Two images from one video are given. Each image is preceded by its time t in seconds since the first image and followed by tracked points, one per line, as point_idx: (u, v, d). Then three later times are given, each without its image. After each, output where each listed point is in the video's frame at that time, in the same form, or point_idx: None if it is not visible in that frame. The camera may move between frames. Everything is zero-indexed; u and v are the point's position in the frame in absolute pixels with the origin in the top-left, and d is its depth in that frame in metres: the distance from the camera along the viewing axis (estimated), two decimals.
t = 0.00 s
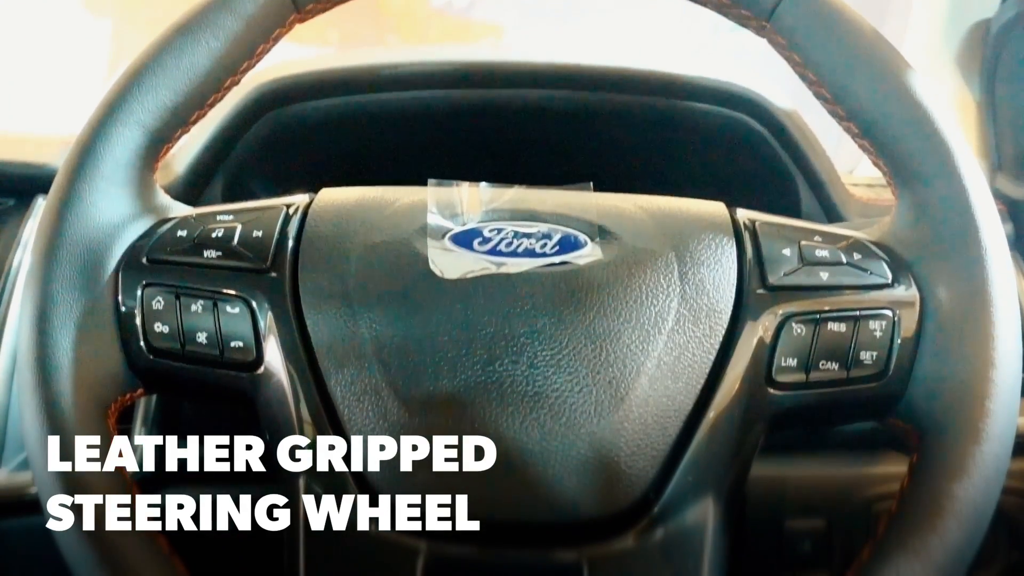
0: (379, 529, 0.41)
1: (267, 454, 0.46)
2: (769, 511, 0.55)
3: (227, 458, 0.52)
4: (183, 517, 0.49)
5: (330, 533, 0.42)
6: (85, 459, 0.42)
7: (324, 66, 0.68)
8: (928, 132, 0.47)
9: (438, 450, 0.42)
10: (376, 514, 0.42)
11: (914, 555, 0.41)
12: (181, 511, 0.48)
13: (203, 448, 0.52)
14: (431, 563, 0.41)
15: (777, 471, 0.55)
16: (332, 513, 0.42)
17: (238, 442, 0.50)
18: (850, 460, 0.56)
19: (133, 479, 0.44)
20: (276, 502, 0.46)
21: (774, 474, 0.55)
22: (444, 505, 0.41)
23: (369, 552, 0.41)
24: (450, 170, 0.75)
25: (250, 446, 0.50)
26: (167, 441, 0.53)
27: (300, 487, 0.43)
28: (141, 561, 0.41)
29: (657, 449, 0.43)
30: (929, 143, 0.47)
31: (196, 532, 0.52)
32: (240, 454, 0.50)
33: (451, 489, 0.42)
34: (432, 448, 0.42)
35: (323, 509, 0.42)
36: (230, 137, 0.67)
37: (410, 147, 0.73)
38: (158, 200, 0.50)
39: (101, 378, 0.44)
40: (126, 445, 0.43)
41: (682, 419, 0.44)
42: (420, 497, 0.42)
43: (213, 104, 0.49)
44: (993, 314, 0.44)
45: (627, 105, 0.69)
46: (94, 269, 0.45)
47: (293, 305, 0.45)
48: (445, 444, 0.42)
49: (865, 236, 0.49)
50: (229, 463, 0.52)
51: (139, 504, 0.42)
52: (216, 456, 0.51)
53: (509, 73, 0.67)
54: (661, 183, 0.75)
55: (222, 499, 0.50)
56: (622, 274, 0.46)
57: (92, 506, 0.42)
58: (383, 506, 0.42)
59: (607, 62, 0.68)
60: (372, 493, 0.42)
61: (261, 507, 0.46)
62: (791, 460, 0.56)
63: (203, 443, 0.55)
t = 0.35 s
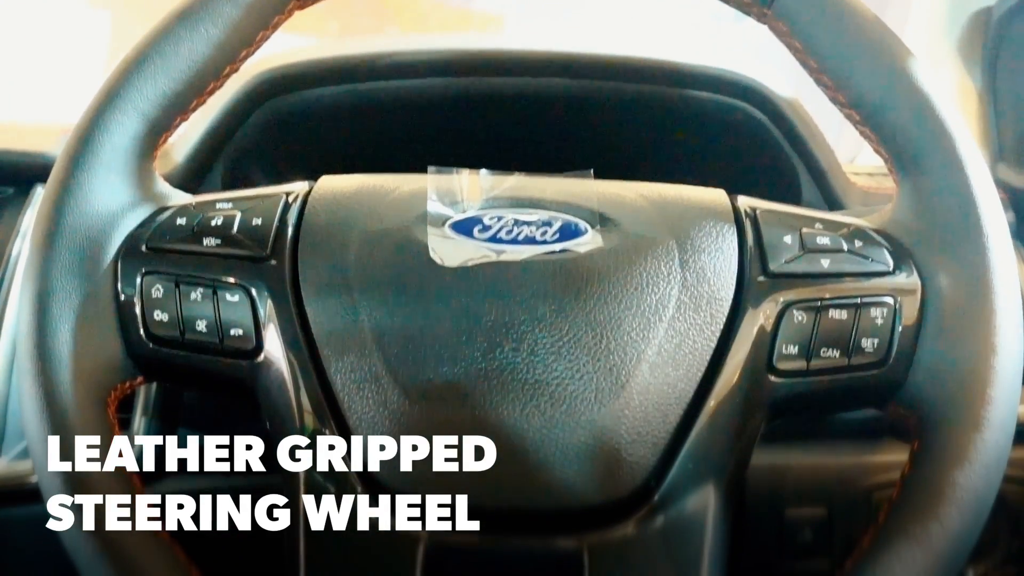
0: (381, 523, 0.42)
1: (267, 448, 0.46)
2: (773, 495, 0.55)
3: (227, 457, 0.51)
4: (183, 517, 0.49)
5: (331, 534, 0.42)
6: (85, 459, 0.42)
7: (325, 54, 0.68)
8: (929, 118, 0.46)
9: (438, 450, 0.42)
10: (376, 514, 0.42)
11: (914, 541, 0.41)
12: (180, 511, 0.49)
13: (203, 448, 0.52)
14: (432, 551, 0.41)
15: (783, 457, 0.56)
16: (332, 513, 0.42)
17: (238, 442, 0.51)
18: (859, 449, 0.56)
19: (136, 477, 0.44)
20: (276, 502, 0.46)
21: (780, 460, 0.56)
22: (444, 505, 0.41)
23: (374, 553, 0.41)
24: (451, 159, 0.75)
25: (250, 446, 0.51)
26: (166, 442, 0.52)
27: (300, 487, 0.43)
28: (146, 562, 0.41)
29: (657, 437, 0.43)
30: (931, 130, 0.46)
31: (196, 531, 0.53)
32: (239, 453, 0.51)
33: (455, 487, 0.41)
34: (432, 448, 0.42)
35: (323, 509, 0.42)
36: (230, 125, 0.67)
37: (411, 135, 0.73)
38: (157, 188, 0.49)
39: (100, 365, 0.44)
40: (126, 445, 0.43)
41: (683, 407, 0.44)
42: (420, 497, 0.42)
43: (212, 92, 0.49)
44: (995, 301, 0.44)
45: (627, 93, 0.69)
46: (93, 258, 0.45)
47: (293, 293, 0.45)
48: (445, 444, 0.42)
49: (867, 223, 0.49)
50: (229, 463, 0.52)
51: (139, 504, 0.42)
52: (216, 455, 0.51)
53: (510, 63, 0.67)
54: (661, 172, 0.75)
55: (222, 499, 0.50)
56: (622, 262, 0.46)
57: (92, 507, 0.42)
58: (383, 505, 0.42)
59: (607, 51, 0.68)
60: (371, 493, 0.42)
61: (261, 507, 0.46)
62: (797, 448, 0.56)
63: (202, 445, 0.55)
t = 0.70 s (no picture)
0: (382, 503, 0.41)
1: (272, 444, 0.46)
2: (775, 478, 0.57)
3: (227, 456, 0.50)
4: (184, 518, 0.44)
5: (331, 533, 0.42)
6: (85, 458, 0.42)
7: (325, 35, 0.68)
8: (933, 96, 0.46)
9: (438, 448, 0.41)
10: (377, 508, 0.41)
11: (917, 521, 0.41)
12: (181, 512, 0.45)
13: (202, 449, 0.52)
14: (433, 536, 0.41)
15: (784, 440, 0.57)
16: (332, 513, 0.42)
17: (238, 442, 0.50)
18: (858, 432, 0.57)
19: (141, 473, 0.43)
20: (276, 502, 0.46)
21: (782, 443, 0.57)
22: (444, 503, 0.41)
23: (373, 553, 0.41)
24: (452, 139, 0.75)
25: (251, 446, 0.50)
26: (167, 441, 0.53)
27: (300, 487, 0.43)
28: (148, 554, 0.41)
29: (660, 416, 0.43)
30: (935, 108, 0.46)
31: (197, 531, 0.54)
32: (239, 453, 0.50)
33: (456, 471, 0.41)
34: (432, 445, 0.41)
35: (323, 509, 0.42)
36: (228, 105, 0.67)
37: (412, 115, 0.73)
38: (156, 168, 0.49)
39: (102, 344, 0.45)
40: (126, 445, 0.43)
41: (685, 387, 0.43)
42: (420, 497, 0.41)
43: (212, 71, 0.48)
44: (999, 281, 0.44)
45: (628, 74, 0.69)
46: (94, 238, 0.45)
47: (294, 273, 0.45)
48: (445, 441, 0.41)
49: (871, 203, 0.49)
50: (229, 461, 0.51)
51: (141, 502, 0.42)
52: (216, 455, 0.50)
53: (511, 43, 0.67)
54: (662, 154, 0.75)
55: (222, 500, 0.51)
56: (624, 241, 0.46)
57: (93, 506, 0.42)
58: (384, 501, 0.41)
59: (608, 31, 0.68)
60: (371, 493, 0.42)
61: (261, 508, 0.46)
62: (798, 431, 0.58)
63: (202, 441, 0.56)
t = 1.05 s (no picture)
0: (383, 484, 0.41)
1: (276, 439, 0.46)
2: (779, 468, 0.57)
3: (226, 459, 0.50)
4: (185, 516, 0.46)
5: (331, 526, 0.41)
6: (87, 445, 0.42)
7: (326, 21, 0.68)
8: (936, 81, 0.46)
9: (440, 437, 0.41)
10: (379, 498, 0.41)
11: (920, 506, 0.41)
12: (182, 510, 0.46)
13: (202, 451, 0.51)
14: (436, 519, 0.40)
15: (787, 427, 0.57)
16: (334, 504, 0.41)
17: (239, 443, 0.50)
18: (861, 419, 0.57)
19: (144, 458, 0.43)
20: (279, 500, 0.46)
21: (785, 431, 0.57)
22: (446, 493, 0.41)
23: (375, 547, 0.40)
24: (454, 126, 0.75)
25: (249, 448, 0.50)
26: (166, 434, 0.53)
27: (302, 478, 0.42)
28: (155, 548, 0.41)
29: (662, 403, 0.43)
30: (939, 92, 0.46)
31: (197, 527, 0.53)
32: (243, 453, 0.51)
33: (458, 458, 0.41)
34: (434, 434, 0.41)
35: (324, 501, 0.41)
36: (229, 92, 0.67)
37: (413, 102, 0.72)
38: (157, 155, 0.49)
39: (102, 332, 0.45)
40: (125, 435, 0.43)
41: (686, 373, 0.43)
42: (422, 485, 0.41)
43: (213, 57, 0.48)
44: (1003, 267, 0.43)
45: (629, 61, 0.69)
46: (94, 224, 0.46)
47: (296, 260, 0.45)
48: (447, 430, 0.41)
49: (874, 188, 0.49)
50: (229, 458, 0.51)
51: (144, 487, 0.42)
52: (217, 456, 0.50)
53: (511, 29, 0.67)
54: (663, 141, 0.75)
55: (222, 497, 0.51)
56: (627, 228, 0.46)
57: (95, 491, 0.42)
58: (386, 491, 0.41)
59: (609, 18, 0.68)
60: (375, 482, 0.41)
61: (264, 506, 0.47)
62: (801, 418, 0.57)
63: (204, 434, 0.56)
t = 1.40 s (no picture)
0: (384, 468, 0.41)
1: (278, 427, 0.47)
2: (783, 452, 0.57)
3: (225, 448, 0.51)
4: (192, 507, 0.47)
5: (333, 509, 0.41)
6: (87, 428, 0.42)
7: (326, 6, 0.68)
8: (941, 64, 0.46)
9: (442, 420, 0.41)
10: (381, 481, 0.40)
11: (923, 490, 0.41)
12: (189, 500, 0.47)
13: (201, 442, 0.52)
14: (437, 504, 0.40)
15: (790, 413, 0.57)
16: (336, 488, 0.41)
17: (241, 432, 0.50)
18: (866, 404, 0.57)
19: (144, 442, 0.43)
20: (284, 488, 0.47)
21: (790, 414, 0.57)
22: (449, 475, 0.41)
23: (377, 533, 0.40)
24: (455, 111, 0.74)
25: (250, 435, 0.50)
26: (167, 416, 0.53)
27: (304, 462, 0.42)
28: (157, 533, 0.40)
29: (665, 387, 0.43)
30: (943, 75, 0.46)
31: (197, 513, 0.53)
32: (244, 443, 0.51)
33: (460, 442, 0.41)
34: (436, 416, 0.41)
35: (325, 484, 0.41)
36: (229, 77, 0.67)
37: (414, 87, 0.72)
38: (158, 139, 0.49)
39: (104, 315, 0.45)
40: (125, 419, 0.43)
41: (690, 357, 0.43)
42: (425, 468, 0.41)
43: (213, 40, 0.48)
44: (1007, 251, 0.43)
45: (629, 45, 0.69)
46: (95, 208, 0.45)
47: (298, 244, 0.45)
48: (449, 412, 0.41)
49: (878, 172, 0.48)
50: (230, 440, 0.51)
51: (143, 469, 0.42)
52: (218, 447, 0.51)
53: (512, 12, 0.67)
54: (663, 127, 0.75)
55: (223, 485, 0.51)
56: (630, 212, 0.45)
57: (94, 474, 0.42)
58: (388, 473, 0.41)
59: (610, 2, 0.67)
60: (376, 466, 0.41)
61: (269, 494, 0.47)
62: (804, 403, 0.57)
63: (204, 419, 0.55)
